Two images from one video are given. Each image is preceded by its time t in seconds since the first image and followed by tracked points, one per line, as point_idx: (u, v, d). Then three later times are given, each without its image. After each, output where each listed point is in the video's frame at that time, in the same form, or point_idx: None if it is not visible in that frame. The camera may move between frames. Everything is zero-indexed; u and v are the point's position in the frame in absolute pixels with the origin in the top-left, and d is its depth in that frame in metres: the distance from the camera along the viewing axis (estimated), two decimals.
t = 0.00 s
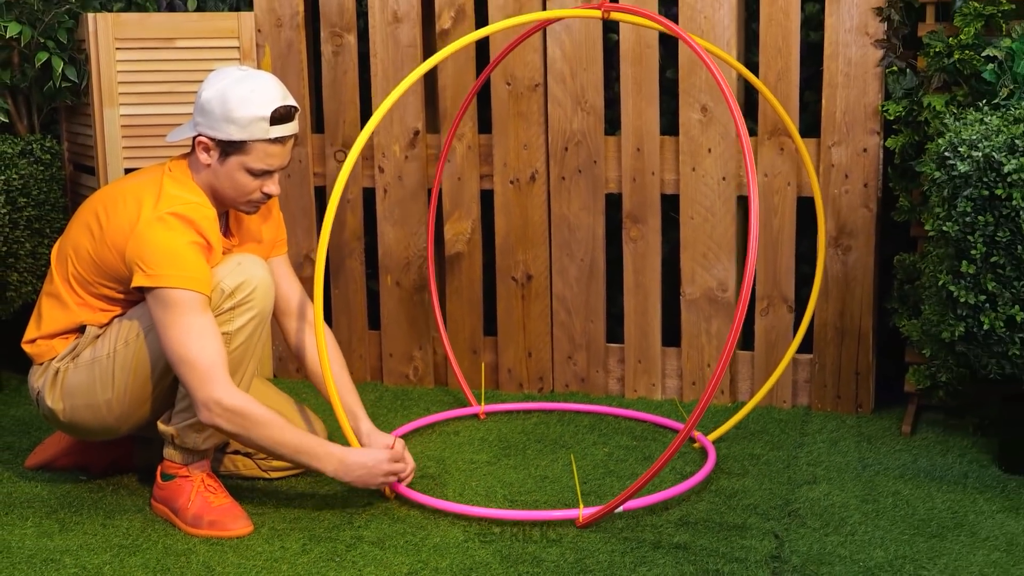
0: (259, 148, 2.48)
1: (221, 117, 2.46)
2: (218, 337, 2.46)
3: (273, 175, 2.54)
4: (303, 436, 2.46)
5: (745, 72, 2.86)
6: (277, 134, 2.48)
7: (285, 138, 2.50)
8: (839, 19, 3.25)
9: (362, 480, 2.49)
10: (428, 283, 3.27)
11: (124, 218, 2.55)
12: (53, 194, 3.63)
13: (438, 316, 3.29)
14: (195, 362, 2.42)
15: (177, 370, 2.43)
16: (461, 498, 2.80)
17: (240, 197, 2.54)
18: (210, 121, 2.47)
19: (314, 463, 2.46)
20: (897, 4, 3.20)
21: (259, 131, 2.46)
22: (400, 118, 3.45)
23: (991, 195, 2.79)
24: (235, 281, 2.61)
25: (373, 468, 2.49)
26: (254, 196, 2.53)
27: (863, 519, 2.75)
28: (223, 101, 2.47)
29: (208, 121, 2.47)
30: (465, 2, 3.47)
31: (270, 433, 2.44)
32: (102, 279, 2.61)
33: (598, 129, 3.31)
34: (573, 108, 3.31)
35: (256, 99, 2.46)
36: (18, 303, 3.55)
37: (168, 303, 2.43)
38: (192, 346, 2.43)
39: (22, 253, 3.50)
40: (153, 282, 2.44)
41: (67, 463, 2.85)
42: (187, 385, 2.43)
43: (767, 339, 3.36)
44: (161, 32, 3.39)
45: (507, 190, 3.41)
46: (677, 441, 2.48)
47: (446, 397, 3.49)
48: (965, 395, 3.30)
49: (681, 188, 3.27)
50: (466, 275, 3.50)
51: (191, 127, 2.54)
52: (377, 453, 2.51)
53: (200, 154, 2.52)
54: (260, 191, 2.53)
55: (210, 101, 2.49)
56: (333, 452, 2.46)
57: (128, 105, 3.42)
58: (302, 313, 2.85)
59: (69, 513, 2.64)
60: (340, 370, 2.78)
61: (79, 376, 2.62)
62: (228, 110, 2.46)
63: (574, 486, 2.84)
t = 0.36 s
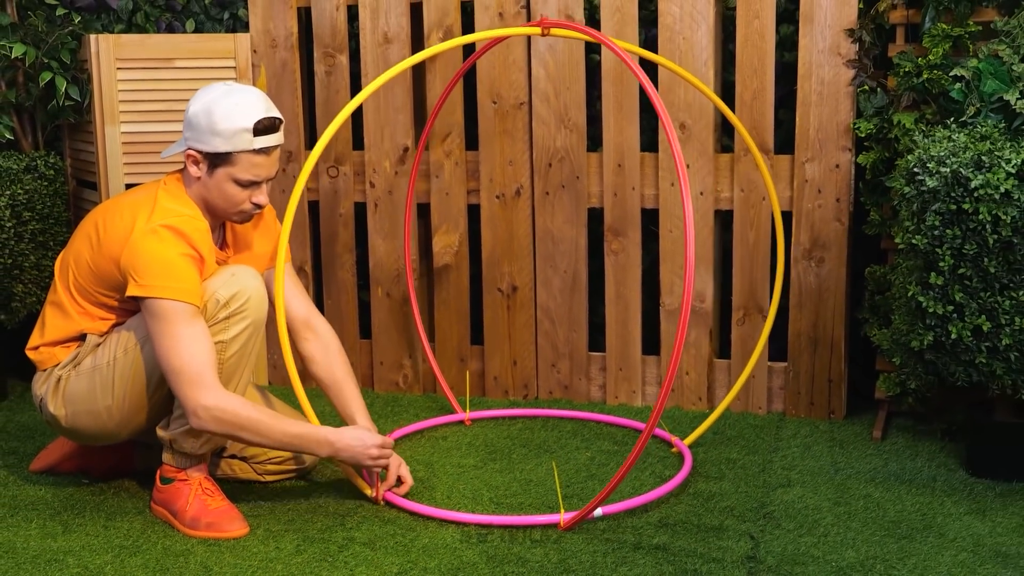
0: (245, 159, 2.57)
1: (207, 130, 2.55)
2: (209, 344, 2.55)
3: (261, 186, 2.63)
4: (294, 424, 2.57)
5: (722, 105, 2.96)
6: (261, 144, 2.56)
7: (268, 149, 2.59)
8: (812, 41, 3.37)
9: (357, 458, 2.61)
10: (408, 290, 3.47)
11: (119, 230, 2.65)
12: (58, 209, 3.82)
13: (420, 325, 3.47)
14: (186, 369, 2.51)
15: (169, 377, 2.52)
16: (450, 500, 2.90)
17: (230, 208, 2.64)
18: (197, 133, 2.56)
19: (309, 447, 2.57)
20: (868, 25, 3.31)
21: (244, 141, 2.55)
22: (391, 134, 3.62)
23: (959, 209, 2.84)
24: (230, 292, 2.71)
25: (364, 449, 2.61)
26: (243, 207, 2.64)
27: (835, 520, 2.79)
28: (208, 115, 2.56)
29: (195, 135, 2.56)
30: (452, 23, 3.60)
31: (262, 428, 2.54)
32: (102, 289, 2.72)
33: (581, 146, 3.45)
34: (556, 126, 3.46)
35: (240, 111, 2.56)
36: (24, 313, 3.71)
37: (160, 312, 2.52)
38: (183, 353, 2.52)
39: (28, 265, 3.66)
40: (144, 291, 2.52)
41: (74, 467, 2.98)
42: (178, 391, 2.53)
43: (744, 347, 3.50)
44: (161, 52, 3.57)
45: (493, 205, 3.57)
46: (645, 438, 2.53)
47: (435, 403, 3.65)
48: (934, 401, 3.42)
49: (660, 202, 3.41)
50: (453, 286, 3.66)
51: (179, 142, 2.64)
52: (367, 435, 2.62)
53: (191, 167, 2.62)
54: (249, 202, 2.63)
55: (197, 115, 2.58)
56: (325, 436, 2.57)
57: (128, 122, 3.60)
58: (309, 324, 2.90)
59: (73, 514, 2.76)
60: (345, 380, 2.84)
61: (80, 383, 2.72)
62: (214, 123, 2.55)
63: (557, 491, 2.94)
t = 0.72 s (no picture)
0: (229, 167, 2.61)
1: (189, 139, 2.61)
2: (211, 348, 2.60)
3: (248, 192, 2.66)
4: (293, 447, 2.61)
5: (712, 91, 3.03)
6: (244, 151, 2.60)
7: (251, 155, 2.62)
8: (799, 50, 3.44)
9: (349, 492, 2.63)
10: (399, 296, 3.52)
11: (113, 239, 2.69)
12: (59, 216, 3.88)
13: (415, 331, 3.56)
14: (190, 371, 2.56)
15: (174, 378, 2.58)
16: (445, 501, 2.95)
17: (220, 215, 2.68)
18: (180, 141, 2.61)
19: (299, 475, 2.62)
20: (854, 35, 3.38)
21: (226, 149, 2.58)
22: (387, 141, 3.70)
23: (944, 216, 2.89)
24: (223, 297, 2.77)
25: (358, 481, 2.62)
26: (231, 213, 2.67)
27: (822, 521, 2.83)
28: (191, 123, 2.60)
29: (179, 144, 2.61)
30: (447, 33, 3.66)
31: (262, 443, 2.58)
32: (98, 296, 2.77)
33: (573, 154, 3.52)
34: (549, 134, 3.53)
35: (221, 120, 2.59)
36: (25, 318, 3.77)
37: (158, 317, 2.56)
38: (186, 357, 2.57)
39: (29, 271, 3.73)
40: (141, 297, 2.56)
41: (76, 470, 3.04)
42: (184, 392, 2.58)
43: (733, 352, 3.56)
44: (160, 62, 3.65)
45: (487, 212, 3.64)
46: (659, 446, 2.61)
47: (429, 406, 3.72)
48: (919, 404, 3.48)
49: (651, 209, 3.48)
50: (447, 291, 3.73)
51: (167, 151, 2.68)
52: (362, 470, 2.63)
53: (178, 176, 2.66)
54: (237, 207, 2.66)
55: (181, 125, 2.63)
56: (319, 467, 2.60)
57: (128, 130, 3.68)
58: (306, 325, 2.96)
59: (75, 516, 2.81)
60: (341, 384, 2.90)
61: (78, 388, 2.77)
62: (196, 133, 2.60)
63: (551, 492, 2.98)
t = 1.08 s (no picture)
0: (228, 171, 2.61)
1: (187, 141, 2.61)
2: (207, 348, 2.60)
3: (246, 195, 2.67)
4: (296, 437, 2.63)
5: (710, 110, 3.05)
6: (244, 155, 2.60)
7: (251, 159, 2.62)
8: (799, 50, 3.44)
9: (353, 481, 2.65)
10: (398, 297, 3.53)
11: (110, 240, 2.69)
12: (59, 216, 3.88)
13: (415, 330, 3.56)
14: (186, 373, 2.57)
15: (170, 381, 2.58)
16: (444, 501, 2.96)
17: (217, 217, 2.68)
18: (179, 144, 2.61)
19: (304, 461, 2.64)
20: (854, 36, 3.38)
21: (226, 154, 2.59)
22: (386, 142, 3.71)
23: (943, 216, 2.90)
24: (221, 298, 2.77)
25: (360, 468, 2.64)
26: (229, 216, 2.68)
27: (822, 521, 2.83)
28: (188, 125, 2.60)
29: (178, 147, 2.61)
30: (446, 33, 3.66)
31: (262, 437, 2.60)
32: (97, 296, 2.77)
33: (572, 154, 3.52)
34: (548, 134, 3.53)
35: (221, 123, 2.59)
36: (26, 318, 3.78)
37: (154, 319, 2.55)
38: (183, 358, 2.57)
39: (30, 271, 3.73)
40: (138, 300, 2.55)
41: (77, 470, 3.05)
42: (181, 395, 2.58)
43: (732, 352, 3.57)
44: (161, 62, 3.65)
45: (486, 212, 3.64)
46: (631, 441, 2.54)
47: (429, 406, 3.72)
48: (917, 404, 3.49)
49: (651, 210, 3.48)
50: (447, 291, 3.73)
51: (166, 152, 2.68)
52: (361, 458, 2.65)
53: (177, 178, 2.66)
54: (235, 210, 2.67)
55: (180, 126, 2.63)
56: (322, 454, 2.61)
57: (128, 131, 3.68)
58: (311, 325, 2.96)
59: (75, 516, 2.81)
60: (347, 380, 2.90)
61: (77, 389, 2.77)
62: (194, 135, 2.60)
63: (551, 492, 2.98)
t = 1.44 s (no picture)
0: (227, 114, 2.58)
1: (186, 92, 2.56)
2: (138, 317, 2.37)
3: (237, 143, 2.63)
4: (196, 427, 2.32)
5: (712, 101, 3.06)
6: (244, 100, 2.60)
7: (249, 103, 2.62)
8: (799, 50, 3.44)
9: (240, 479, 2.31)
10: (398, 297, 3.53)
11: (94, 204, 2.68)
12: (59, 216, 3.88)
13: (416, 331, 3.56)
14: (109, 338, 2.31)
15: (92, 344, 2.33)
16: (444, 501, 2.95)
17: (207, 167, 2.60)
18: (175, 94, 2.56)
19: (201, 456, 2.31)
20: (854, 36, 3.38)
21: (229, 96, 2.57)
22: (386, 143, 3.71)
23: (943, 216, 2.90)
24: (211, 300, 2.65)
25: (245, 476, 2.31)
26: (220, 165, 2.61)
27: (822, 521, 2.83)
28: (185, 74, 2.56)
29: (174, 95, 2.55)
30: (446, 34, 3.67)
31: (161, 420, 2.29)
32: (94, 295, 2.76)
33: (572, 155, 3.53)
34: (548, 134, 3.53)
35: (218, 68, 2.57)
36: (26, 318, 3.78)
37: (105, 279, 2.41)
38: (111, 323, 2.33)
39: (29, 271, 3.73)
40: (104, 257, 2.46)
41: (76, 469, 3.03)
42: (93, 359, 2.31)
43: (732, 352, 3.57)
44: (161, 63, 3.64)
45: (487, 212, 3.64)
46: (646, 442, 2.58)
47: (429, 406, 3.72)
48: (917, 404, 3.49)
49: (651, 210, 3.49)
50: (448, 291, 3.73)
51: (151, 107, 2.61)
52: (257, 466, 2.33)
53: (169, 126, 2.59)
54: (226, 159, 2.61)
55: (173, 76, 2.57)
56: (213, 449, 2.30)
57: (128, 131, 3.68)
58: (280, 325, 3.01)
59: (76, 516, 2.81)
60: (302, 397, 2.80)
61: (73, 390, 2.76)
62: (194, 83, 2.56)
63: (551, 492, 2.98)
